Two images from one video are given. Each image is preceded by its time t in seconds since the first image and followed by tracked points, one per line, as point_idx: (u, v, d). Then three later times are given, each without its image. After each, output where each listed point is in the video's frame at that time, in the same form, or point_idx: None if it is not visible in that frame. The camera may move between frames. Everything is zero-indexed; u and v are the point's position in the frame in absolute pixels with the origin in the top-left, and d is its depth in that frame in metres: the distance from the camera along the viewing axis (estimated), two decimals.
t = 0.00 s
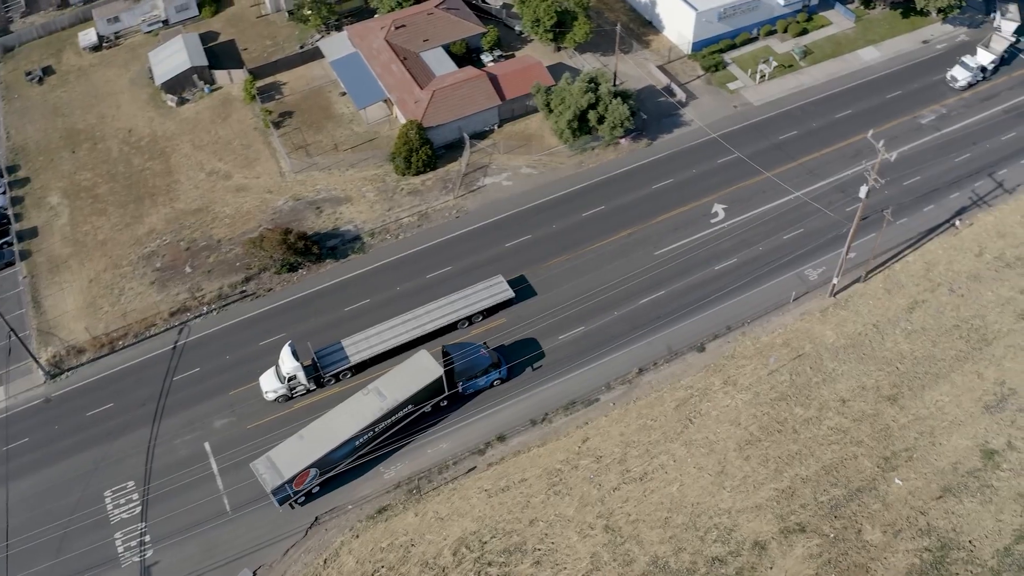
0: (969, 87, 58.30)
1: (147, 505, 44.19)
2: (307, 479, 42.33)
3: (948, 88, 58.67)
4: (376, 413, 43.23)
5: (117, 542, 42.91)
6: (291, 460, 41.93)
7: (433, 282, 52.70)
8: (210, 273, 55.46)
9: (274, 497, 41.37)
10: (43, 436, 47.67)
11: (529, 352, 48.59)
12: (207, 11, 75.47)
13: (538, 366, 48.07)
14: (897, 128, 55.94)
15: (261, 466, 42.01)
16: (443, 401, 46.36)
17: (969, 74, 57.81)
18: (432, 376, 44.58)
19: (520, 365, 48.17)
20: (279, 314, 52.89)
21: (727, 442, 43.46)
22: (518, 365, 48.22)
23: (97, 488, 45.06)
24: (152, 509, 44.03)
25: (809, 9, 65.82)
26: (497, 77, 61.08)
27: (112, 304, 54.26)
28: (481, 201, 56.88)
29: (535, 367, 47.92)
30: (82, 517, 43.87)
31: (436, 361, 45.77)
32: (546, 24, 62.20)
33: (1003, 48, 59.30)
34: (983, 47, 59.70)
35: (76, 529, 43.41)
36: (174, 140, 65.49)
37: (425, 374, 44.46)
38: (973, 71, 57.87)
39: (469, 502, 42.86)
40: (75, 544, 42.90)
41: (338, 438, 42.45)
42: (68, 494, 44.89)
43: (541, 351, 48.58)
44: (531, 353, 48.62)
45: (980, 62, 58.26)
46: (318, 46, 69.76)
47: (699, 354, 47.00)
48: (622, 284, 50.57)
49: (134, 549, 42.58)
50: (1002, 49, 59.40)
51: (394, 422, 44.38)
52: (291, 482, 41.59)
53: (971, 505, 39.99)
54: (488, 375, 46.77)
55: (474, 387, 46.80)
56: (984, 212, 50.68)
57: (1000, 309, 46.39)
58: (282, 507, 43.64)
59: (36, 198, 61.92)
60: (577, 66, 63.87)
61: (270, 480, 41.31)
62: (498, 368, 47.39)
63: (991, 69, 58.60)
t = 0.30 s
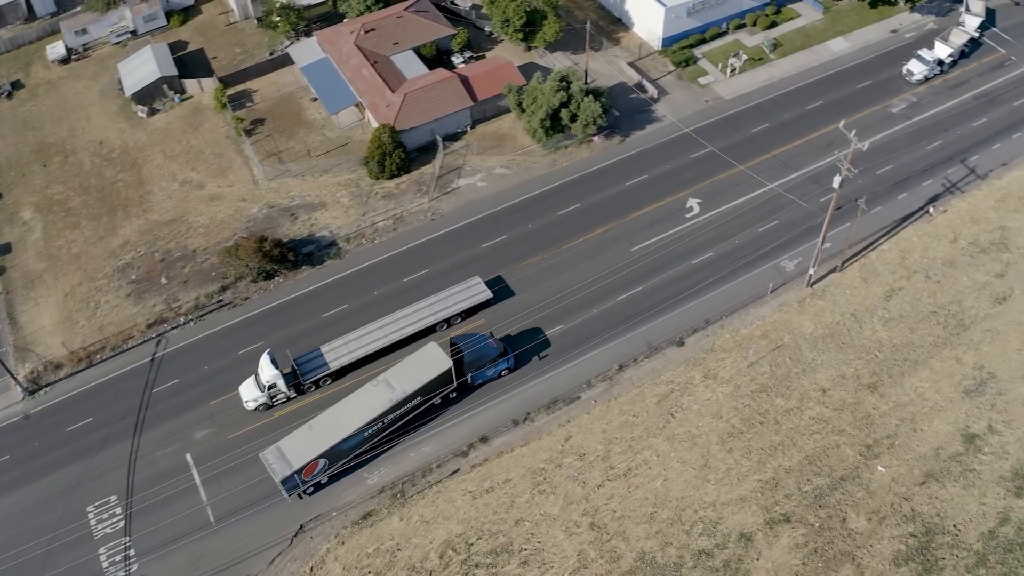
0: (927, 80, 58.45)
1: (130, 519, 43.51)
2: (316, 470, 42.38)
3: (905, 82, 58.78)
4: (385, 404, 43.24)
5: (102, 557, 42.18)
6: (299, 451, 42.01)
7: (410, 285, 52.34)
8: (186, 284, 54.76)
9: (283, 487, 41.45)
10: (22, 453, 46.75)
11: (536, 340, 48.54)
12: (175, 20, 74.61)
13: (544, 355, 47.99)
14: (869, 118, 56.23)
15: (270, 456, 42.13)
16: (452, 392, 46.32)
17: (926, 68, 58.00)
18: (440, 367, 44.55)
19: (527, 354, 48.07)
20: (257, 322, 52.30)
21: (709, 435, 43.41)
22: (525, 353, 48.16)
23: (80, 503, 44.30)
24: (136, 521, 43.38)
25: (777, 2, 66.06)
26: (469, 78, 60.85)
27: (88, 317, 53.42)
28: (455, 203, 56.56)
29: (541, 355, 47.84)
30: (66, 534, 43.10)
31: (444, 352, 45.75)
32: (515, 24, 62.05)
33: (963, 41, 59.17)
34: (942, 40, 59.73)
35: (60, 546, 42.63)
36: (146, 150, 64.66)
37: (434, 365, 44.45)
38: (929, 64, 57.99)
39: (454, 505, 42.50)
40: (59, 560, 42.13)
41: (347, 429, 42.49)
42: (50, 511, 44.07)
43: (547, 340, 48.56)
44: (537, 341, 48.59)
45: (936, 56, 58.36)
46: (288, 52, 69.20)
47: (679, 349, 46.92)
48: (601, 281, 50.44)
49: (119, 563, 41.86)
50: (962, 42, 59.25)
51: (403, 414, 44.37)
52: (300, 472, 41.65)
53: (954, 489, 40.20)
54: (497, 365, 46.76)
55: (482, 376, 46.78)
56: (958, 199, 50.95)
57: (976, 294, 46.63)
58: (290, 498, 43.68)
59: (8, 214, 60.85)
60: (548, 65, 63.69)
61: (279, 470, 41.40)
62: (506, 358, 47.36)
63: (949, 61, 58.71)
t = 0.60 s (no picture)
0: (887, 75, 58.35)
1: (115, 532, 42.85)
2: (326, 460, 42.37)
3: (864, 79, 58.66)
4: (394, 395, 43.18)
5: (88, 572, 41.53)
6: (309, 441, 41.95)
7: (389, 289, 52.03)
8: (164, 294, 54.09)
9: (293, 477, 41.41)
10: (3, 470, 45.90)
11: (541, 328, 48.54)
12: (146, 29, 73.76)
13: (551, 343, 48.01)
14: (843, 109, 56.44)
15: (280, 446, 42.05)
16: (461, 383, 46.29)
17: (884, 64, 57.97)
18: (450, 358, 44.48)
19: (534, 343, 48.06)
20: (236, 331, 51.71)
21: (693, 429, 43.35)
22: (531, 341, 48.18)
23: (64, 518, 43.57)
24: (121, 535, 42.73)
25: None
26: (442, 80, 60.52)
27: (67, 331, 52.65)
28: (432, 206, 56.24)
29: (548, 344, 47.84)
30: (51, 549, 42.41)
31: (454, 343, 45.67)
32: (487, 25, 61.85)
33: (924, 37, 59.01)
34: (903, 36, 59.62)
35: (46, 562, 41.93)
36: (120, 161, 63.86)
37: (444, 356, 44.37)
38: (888, 60, 57.90)
39: (440, 507, 42.16)
40: None
41: (357, 419, 42.44)
42: (33, 527, 43.31)
43: (553, 327, 48.63)
44: (542, 328, 48.62)
45: (894, 52, 58.25)
46: (260, 59, 68.61)
47: (660, 344, 46.81)
48: (581, 279, 50.29)
49: None
50: (923, 39, 59.04)
51: (412, 404, 44.30)
52: (311, 462, 41.61)
53: (938, 476, 40.36)
54: (505, 354, 46.74)
55: (490, 366, 46.75)
56: (933, 187, 51.09)
57: (955, 281, 46.75)
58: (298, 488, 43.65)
59: None
60: (521, 65, 63.45)
61: (289, 460, 41.33)
62: (514, 347, 47.35)
63: (908, 57, 58.58)
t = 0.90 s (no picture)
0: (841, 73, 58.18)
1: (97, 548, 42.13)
2: (334, 450, 42.47)
3: (818, 77, 58.40)
4: (402, 384, 43.32)
5: None
6: (317, 431, 42.00)
7: (366, 294, 51.72)
8: (139, 307, 53.34)
9: (301, 467, 41.43)
10: None
11: (543, 315, 48.63)
12: (113, 41, 72.75)
13: (554, 331, 48.07)
14: (814, 100, 56.62)
15: (288, 436, 42.04)
16: (467, 373, 46.41)
17: (837, 62, 57.61)
18: (456, 348, 44.63)
19: (536, 330, 48.17)
20: (213, 342, 51.07)
21: (674, 425, 43.27)
22: (534, 329, 48.27)
23: (46, 536, 42.78)
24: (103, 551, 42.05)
25: None
26: (412, 82, 60.14)
27: (42, 347, 51.76)
28: (406, 209, 55.91)
29: (551, 331, 47.87)
30: (35, 568, 41.63)
31: (460, 334, 45.84)
32: (456, 27, 61.63)
33: (881, 34, 58.71)
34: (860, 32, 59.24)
35: None
36: (91, 174, 62.95)
37: (451, 346, 44.52)
38: (843, 57, 57.55)
39: (424, 512, 41.77)
40: None
41: (365, 409, 42.57)
42: (15, 546, 42.48)
43: (555, 316, 48.66)
44: (543, 316, 48.74)
45: (849, 49, 57.95)
46: (228, 67, 68.05)
47: (638, 341, 46.70)
48: (558, 278, 50.09)
49: None
50: (879, 36, 58.70)
51: (419, 394, 44.44)
52: (319, 452, 41.70)
53: (920, 462, 40.49)
54: (509, 343, 47.00)
55: (495, 355, 46.99)
56: (905, 174, 51.09)
57: (930, 268, 46.73)
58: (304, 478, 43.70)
59: None
60: (491, 66, 63.26)
61: (298, 450, 41.36)
62: (518, 336, 47.48)
63: (863, 55, 58.38)
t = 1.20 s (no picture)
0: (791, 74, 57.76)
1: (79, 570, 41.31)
2: (341, 441, 42.37)
3: (768, 78, 57.98)
4: (408, 375, 43.31)
5: None
6: (325, 423, 41.87)
7: (338, 303, 51.38)
8: (110, 324, 52.41)
9: (309, 459, 41.28)
10: None
11: (542, 302, 48.58)
12: (76, 56, 71.53)
13: (554, 319, 48.06)
14: (780, 92, 56.61)
15: (295, 428, 41.86)
16: (471, 362, 46.35)
17: (786, 62, 57.17)
18: (461, 338, 44.70)
19: (537, 318, 48.08)
20: (186, 357, 50.26)
21: (653, 422, 43.07)
22: (534, 316, 48.20)
23: (26, 560, 41.82)
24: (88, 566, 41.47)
25: None
26: (377, 88, 59.79)
27: (13, 370, 50.64)
28: (376, 216, 55.56)
29: (552, 319, 47.87)
30: None
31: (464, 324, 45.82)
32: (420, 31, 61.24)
33: (831, 33, 58.22)
34: (810, 32, 58.67)
35: None
36: (57, 192, 61.83)
37: (455, 337, 44.55)
38: (791, 57, 57.10)
39: (407, 520, 41.25)
40: None
41: (372, 400, 42.53)
42: None
43: (556, 304, 48.60)
44: (542, 303, 48.71)
45: (797, 49, 57.42)
46: (192, 78, 67.45)
47: (614, 339, 46.49)
48: (530, 279, 49.79)
49: None
50: (829, 35, 58.18)
51: (424, 385, 44.43)
52: (327, 444, 41.57)
53: (899, 449, 40.54)
54: (512, 331, 46.73)
55: (499, 344, 46.76)
56: (873, 163, 50.96)
57: (901, 256, 46.55)
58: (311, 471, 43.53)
59: None
60: (456, 69, 62.93)
61: (306, 441, 41.19)
62: (520, 324, 47.40)
63: (812, 54, 57.81)
